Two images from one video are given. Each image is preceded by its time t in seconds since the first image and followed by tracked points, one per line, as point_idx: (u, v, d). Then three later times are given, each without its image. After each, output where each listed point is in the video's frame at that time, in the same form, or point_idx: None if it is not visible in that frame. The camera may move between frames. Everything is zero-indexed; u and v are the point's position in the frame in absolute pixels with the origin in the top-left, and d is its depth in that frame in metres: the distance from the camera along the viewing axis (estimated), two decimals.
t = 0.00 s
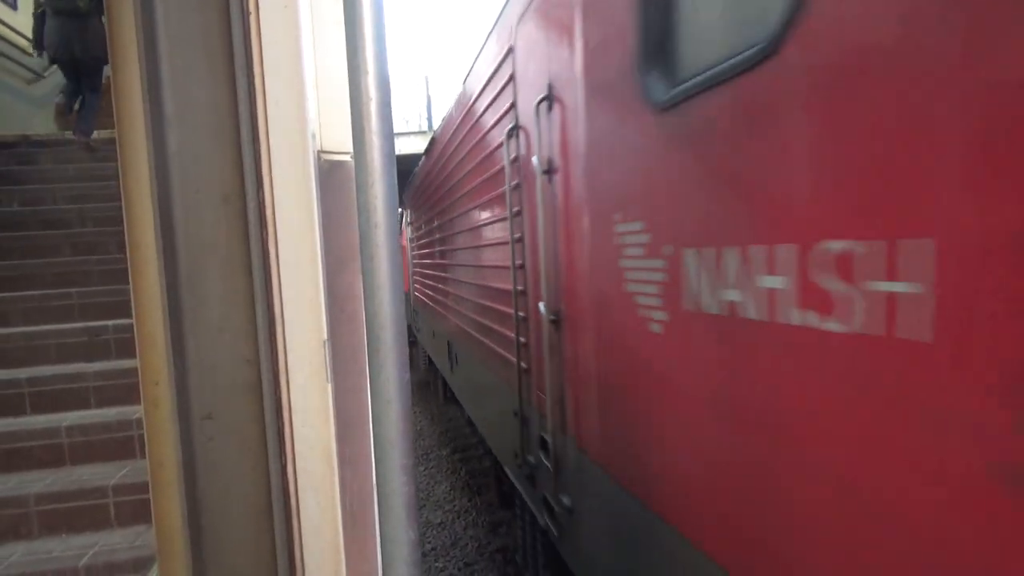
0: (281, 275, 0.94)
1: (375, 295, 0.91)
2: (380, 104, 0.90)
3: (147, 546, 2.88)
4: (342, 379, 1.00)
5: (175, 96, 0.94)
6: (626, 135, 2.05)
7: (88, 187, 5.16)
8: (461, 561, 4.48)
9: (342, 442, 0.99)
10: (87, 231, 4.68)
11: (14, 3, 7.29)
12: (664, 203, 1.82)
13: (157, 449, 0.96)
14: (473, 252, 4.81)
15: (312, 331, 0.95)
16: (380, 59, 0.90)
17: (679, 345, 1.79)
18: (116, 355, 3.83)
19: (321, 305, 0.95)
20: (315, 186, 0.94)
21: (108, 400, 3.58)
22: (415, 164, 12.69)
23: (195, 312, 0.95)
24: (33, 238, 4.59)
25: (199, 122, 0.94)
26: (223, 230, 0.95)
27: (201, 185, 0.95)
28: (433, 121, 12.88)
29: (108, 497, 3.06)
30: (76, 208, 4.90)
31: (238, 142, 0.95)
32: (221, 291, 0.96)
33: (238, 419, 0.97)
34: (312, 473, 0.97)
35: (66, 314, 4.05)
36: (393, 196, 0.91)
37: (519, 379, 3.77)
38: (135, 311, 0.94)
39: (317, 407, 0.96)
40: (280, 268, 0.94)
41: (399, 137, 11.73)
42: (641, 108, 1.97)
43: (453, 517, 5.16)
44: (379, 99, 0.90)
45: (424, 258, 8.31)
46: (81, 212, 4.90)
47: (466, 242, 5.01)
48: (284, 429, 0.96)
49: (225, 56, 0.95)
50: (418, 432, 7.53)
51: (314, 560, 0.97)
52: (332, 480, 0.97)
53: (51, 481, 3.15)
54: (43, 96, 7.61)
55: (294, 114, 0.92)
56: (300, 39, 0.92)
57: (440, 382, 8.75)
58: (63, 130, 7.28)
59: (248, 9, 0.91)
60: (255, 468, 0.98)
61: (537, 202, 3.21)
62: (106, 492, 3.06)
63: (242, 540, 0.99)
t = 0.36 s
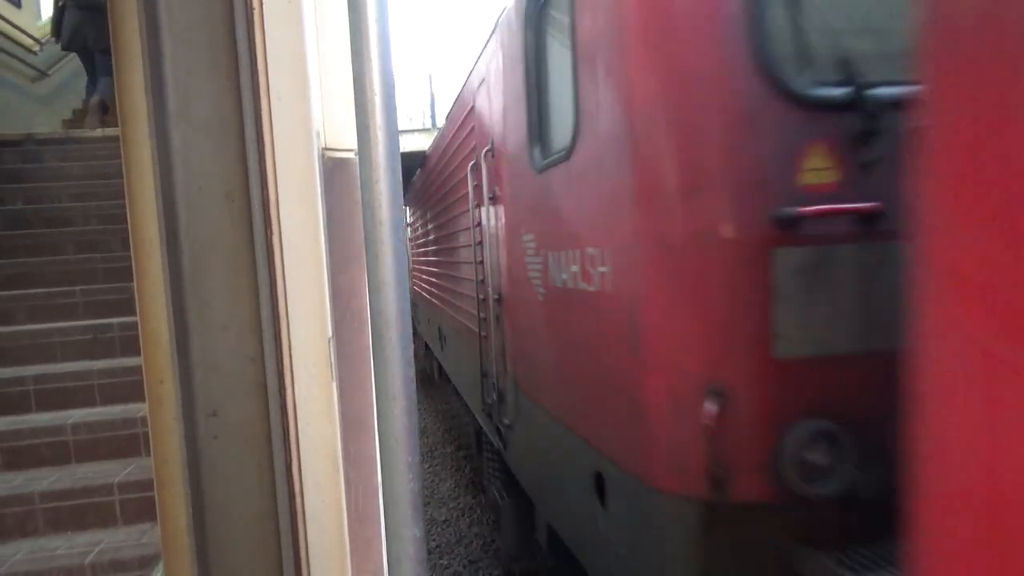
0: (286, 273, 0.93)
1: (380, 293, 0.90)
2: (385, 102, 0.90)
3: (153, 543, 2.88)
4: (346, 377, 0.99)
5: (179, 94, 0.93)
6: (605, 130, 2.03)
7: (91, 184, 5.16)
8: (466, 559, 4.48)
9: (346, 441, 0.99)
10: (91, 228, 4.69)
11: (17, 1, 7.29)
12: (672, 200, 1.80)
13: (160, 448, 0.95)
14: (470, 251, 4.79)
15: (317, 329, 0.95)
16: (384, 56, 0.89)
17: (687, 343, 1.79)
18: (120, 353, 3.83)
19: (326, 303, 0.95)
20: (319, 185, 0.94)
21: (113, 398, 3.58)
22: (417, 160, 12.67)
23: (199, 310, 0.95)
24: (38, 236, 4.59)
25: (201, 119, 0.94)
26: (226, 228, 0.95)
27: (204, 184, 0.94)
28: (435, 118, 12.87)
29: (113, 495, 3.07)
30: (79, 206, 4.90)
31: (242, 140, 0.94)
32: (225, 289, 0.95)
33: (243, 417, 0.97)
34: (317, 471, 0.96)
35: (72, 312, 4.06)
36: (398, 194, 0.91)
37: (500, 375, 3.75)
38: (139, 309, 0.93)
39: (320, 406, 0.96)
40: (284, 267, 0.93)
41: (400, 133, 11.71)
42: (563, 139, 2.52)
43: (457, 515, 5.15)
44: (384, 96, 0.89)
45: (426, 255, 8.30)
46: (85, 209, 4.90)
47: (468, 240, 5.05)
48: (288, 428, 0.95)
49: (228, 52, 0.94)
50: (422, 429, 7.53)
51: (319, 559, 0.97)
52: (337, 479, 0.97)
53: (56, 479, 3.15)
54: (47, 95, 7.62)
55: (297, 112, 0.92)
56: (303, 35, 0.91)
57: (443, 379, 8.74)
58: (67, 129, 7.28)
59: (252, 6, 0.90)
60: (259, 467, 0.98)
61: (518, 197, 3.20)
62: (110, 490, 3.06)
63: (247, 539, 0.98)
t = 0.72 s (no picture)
0: (291, 269, 0.93)
1: (386, 289, 0.90)
2: (389, 97, 0.89)
3: (160, 540, 2.90)
4: (354, 375, 0.98)
5: (182, 90, 0.93)
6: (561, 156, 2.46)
7: (97, 183, 5.18)
8: (472, 556, 4.48)
9: (353, 439, 0.98)
10: (97, 226, 4.70)
11: None
12: (677, 196, 1.79)
13: (165, 444, 0.95)
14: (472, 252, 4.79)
15: (322, 326, 0.94)
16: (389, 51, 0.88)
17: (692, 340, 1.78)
18: (127, 350, 3.83)
19: (331, 300, 0.94)
20: (324, 181, 0.93)
21: (120, 395, 3.60)
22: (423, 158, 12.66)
23: (204, 306, 0.95)
24: (45, 234, 4.61)
25: (207, 117, 0.94)
26: (231, 224, 0.94)
27: (209, 181, 0.94)
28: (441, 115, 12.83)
29: (120, 492, 3.08)
30: (86, 204, 4.92)
31: (246, 136, 0.94)
32: (231, 285, 0.95)
33: (248, 414, 0.97)
34: (322, 468, 0.96)
35: (80, 309, 4.08)
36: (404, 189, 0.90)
37: (506, 374, 3.80)
38: (143, 305, 0.93)
39: (326, 404, 0.95)
40: (289, 263, 0.93)
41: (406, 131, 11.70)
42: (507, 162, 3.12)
43: (463, 512, 5.16)
44: (389, 92, 0.89)
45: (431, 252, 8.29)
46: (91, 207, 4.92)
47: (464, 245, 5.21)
48: (294, 425, 0.95)
49: (232, 49, 0.94)
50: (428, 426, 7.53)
51: (325, 555, 0.96)
52: (343, 475, 0.96)
53: (64, 475, 3.17)
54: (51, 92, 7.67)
55: (301, 107, 0.91)
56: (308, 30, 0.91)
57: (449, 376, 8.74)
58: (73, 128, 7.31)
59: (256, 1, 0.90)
60: (264, 463, 0.97)
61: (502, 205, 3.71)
62: (118, 486, 3.08)
63: (252, 534, 0.98)
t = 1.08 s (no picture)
0: (297, 267, 0.93)
1: (391, 289, 0.90)
2: (394, 97, 0.89)
3: (166, 537, 2.91)
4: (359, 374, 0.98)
5: (188, 90, 0.93)
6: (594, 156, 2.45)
7: (104, 181, 5.20)
8: (476, 554, 4.49)
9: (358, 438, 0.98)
10: (103, 224, 4.72)
11: None
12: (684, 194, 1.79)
13: (171, 443, 0.96)
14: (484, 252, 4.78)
15: (327, 325, 0.94)
16: (394, 50, 0.89)
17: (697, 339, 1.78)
18: (134, 348, 3.85)
19: (336, 297, 0.94)
20: (329, 180, 0.93)
21: (126, 393, 3.61)
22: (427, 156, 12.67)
23: (209, 304, 0.95)
24: (51, 233, 4.64)
25: (213, 116, 0.94)
26: (236, 222, 0.94)
27: (214, 179, 0.94)
28: (446, 113, 12.83)
29: (126, 489, 3.10)
30: (93, 203, 4.94)
31: (251, 135, 0.94)
32: (236, 284, 0.95)
33: (254, 412, 0.97)
34: (328, 467, 0.96)
35: (86, 308, 4.10)
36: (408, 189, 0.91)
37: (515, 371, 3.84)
38: (149, 303, 0.94)
39: (331, 402, 0.95)
40: (295, 260, 0.93)
41: (411, 130, 11.71)
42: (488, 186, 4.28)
43: (468, 510, 5.16)
44: (394, 91, 0.89)
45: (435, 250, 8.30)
46: (98, 205, 4.94)
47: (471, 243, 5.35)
48: (300, 425, 0.95)
49: (237, 49, 0.94)
50: (433, 425, 7.54)
51: (330, 553, 0.96)
52: (347, 473, 0.96)
53: (71, 473, 3.18)
54: (56, 91, 7.69)
55: (307, 106, 0.91)
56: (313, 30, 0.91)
57: (454, 375, 8.75)
58: (78, 126, 7.35)
59: None
60: (270, 461, 0.98)
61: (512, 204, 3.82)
62: (124, 484, 3.09)
63: (256, 533, 0.98)
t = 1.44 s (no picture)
0: (299, 267, 0.93)
1: (393, 289, 0.90)
2: (397, 97, 0.90)
3: (169, 536, 2.91)
4: (363, 373, 0.98)
5: (192, 90, 0.93)
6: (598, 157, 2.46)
7: (106, 180, 5.21)
8: (478, 553, 4.49)
9: (362, 437, 0.98)
10: (106, 224, 4.73)
11: None
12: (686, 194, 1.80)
13: (175, 442, 0.96)
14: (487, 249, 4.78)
15: (331, 326, 0.94)
16: (396, 50, 0.89)
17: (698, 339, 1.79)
18: (136, 347, 3.85)
19: (339, 296, 0.94)
20: (332, 180, 0.93)
21: (129, 393, 3.62)
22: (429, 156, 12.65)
23: (213, 303, 0.95)
24: (54, 232, 4.65)
25: (217, 114, 0.94)
26: (240, 222, 0.95)
27: (218, 179, 0.94)
28: (446, 113, 12.82)
29: (129, 488, 3.10)
30: (96, 202, 4.94)
31: (255, 135, 0.95)
32: (240, 283, 0.95)
33: (257, 411, 0.97)
34: (331, 466, 0.96)
35: (89, 307, 4.11)
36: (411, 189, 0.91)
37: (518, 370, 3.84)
38: (154, 302, 0.94)
39: (335, 402, 0.95)
40: (297, 259, 0.93)
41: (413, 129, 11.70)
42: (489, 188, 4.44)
43: (469, 509, 5.17)
44: (396, 91, 0.90)
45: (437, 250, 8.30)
46: (101, 205, 4.94)
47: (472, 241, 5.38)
48: (303, 424, 0.96)
49: (243, 48, 0.94)
50: (434, 424, 7.54)
51: (332, 553, 0.97)
52: (351, 472, 0.97)
53: (74, 472, 3.19)
54: (58, 91, 7.69)
55: (310, 106, 0.91)
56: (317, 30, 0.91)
57: (456, 375, 8.75)
58: (81, 126, 7.36)
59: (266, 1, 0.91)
60: (273, 461, 0.98)
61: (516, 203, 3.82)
62: (127, 483, 3.10)
63: (260, 532, 0.99)
